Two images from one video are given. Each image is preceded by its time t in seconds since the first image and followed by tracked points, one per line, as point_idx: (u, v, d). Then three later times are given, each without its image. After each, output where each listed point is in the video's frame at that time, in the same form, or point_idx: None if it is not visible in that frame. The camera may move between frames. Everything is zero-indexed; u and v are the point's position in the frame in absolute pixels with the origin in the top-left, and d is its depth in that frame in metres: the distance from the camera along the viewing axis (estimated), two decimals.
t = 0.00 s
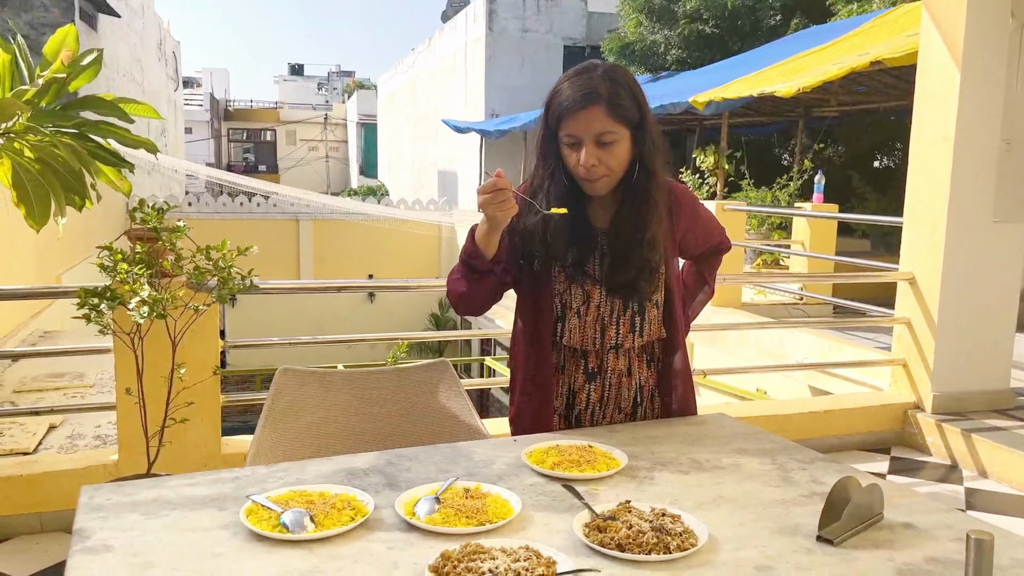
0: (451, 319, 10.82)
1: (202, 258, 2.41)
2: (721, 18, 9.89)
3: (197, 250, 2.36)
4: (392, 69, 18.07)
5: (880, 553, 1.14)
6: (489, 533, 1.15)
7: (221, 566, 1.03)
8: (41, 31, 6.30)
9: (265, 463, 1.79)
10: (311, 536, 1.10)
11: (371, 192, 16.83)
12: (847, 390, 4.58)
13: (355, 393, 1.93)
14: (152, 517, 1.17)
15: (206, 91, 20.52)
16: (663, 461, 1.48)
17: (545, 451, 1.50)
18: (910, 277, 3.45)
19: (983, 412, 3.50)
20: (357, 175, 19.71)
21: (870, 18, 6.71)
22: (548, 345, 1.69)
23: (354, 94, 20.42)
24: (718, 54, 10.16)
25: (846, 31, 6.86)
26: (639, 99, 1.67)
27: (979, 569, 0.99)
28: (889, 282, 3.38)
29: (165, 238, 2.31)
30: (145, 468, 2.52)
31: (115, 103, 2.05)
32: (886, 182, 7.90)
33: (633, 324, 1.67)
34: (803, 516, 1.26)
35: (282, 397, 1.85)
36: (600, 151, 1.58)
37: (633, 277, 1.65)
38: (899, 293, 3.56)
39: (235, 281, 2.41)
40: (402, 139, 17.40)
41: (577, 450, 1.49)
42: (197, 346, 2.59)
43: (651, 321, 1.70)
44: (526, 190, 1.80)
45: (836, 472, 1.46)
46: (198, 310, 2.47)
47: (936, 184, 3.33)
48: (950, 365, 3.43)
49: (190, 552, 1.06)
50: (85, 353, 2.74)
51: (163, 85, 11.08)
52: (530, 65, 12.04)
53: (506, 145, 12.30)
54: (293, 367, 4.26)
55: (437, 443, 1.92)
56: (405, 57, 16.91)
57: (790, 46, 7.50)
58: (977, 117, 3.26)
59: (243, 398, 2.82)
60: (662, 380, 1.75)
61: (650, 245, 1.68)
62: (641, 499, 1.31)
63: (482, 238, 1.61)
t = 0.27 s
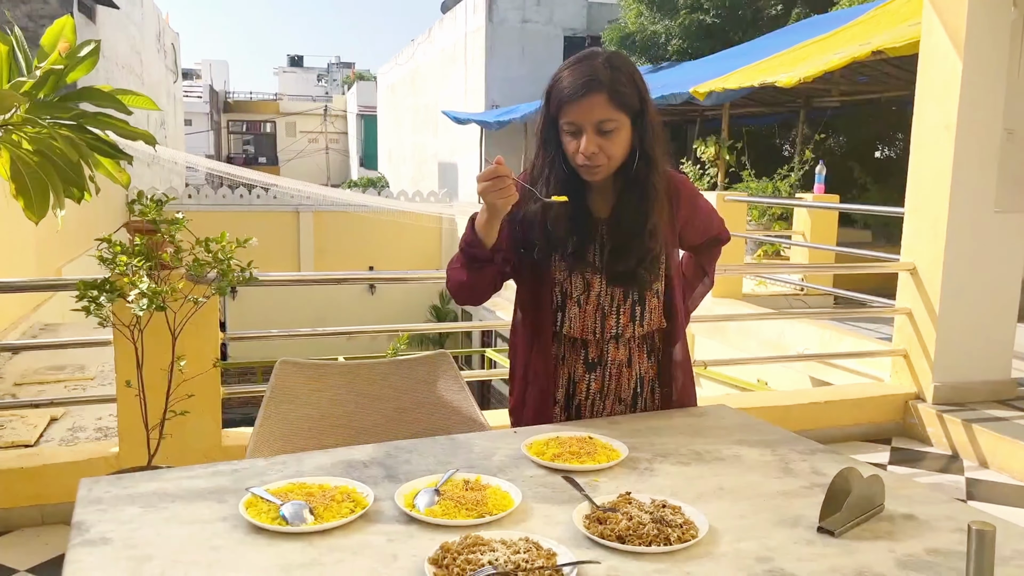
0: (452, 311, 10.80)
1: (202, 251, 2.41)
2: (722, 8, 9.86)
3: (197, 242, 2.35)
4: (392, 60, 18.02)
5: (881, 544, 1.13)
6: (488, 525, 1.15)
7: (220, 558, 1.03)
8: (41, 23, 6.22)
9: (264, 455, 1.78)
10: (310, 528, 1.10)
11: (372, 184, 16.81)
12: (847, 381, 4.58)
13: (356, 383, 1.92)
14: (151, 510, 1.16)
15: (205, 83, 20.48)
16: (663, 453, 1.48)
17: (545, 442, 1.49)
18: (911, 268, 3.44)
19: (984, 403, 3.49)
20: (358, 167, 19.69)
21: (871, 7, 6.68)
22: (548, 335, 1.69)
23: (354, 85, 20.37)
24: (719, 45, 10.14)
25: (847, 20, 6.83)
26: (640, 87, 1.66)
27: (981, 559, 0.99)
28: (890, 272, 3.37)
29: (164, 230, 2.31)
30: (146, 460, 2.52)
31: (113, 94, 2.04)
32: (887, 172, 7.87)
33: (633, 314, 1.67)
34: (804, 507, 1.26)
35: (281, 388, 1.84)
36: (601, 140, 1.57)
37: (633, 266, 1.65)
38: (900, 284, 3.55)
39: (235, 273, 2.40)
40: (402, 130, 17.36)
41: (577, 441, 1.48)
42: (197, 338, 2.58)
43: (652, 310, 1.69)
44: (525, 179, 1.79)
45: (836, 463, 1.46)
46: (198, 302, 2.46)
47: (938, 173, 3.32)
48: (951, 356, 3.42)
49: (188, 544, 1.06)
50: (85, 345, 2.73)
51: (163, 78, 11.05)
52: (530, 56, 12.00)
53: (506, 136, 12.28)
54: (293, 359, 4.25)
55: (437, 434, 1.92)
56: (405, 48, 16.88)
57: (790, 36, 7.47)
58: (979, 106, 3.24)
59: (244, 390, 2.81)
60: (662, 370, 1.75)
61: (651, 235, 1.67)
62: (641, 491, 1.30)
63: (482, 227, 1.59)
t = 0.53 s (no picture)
0: (452, 303, 10.79)
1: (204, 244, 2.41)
2: None
3: (198, 235, 2.35)
4: (392, 52, 17.98)
5: (882, 536, 1.14)
6: (491, 517, 1.16)
7: (226, 550, 1.03)
8: (39, 15, 6.17)
9: (267, 448, 1.78)
10: (315, 520, 1.10)
11: (371, 176, 16.79)
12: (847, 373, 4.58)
13: (358, 376, 1.93)
14: (156, 502, 1.17)
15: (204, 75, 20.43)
16: (665, 445, 1.49)
17: (548, 434, 1.50)
18: (912, 260, 3.45)
19: (984, 395, 3.50)
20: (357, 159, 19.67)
21: None
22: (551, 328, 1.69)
23: (354, 78, 20.34)
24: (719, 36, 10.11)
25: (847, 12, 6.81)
26: (642, 79, 1.66)
27: (982, 550, 1.00)
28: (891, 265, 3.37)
29: (166, 224, 2.30)
30: (148, 453, 2.53)
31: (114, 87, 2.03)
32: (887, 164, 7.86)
33: (636, 306, 1.68)
34: (806, 498, 1.26)
35: (284, 381, 1.84)
36: (603, 132, 1.57)
37: (636, 259, 1.65)
38: (901, 276, 3.55)
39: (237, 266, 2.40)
40: (402, 122, 17.34)
41: (579, 433, 1.49)
42: (198, 331, 2.59)
43: (654, 303, 1.70)
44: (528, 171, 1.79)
45: (838, 454, 1.46)
46: (200, 295, 2.46)
47: (938, 165, 3.32)
48: (951, 348, 3.43)
49: (194, 536, 1.07)
50: (87, 339, 2.74)
51: (162, 70, 11.02)
52: (530, 48, 11.97)
53: (506, 128, 12.26)
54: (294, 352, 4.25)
55: (440, 426, 1.92)
56: (404, 40, 16.84)
57: (790, 27, 7.46)
58: (980, 98, 3.24)
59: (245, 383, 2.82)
60: (665, 361, 1.75)
61: (653, 227, 1.67)
62: (643, 483, 1.31)
63: (485, 220, 1.59)
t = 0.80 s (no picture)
0: (452, 299, 10.80)
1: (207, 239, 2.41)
2: None
3: (202, 230, 2.35)
4: (392, 47, 17.95)
5: (883, 528, 1.15)
6: (495, 509, 1.17)
7: (232, 541, 1.04)
8: (39, 10, 6.15)
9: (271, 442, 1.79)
10: (320, 512, 1.11)
11: (372, 171, 16.77)
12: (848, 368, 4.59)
13: (360, 372, 1.94)
14: (161, 495, 1.18)
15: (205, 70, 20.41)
16: (667, 438, 1.49)
17: (551, 428, 1.51)
18: (913, 255, 3.45)
19: (984, 389, 3.51)
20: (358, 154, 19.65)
21: None
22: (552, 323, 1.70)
23: (354, 73, 20.30)
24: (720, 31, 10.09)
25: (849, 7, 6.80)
26: (642, 74, 1.67)
27: (981, 540, 1.01)
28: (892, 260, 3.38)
29: (169, 218, 2.31)
30: (152, 447, 2.54)
31: (116, 82, 2.04)
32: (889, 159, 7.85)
33: (637, 302, 1.68)
34: (807, 491, 1.27)
35: (287, 376, 1.85)
36: (601, 126, 1.58)
37: (637, 254, 1.65)
38: (902, 271, 3.56)
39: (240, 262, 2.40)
40: (402, 117, 17.31)
41: (582, 427, 1.50)
42: (201, 325, 2.59)
43: (656, 299, 1.71)
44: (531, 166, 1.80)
45: (839, 448, 1.47)
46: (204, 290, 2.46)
47: (940, 161, 3.32)
48: (952, 343, 3.44)
49: (200, 528, 1.08)
50: (90, 334, 2.75)
51: (162, 65, 11.01)
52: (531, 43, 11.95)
53: (507, 123, 12.24)
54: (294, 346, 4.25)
55: (443, 420, 1.93)
56: (405, 35, 16.82)
57: (792, 22, 7.44)
58: (981, 93, 3.24)
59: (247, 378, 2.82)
60: (666, 356, 1.77)
61: (654, 223, 1.68)
62: (645, 476, 1.32)
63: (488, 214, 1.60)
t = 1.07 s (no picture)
0: (453, 297, 10.79)
1: (209, 238, 2.41)
2: None
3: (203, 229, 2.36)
4: (393, 46, 17.94)
5: (881, 524, 1.16)
6: (495, 504, 1.18)
7: (235, 536, 1.05)
8: (40, 8, 6.14)
9: (272, 438, 1.80)
10: (322, 507, 1.12)
11: (372, 169, 16.77)
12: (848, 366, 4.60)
13: (362, 368, 1.95)
14: (164, 490, 1.19)
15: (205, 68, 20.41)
16: (667, 435, 1.50)
17: (551, 425, 1.52)
18: (913, 254, 3.46)
19: (983, 388, 3.51)
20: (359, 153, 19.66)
21: None
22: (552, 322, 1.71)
23: (355, 71, 20.31)
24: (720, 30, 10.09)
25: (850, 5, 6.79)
26: (639, 71, 1.67)
27: (977, 536, 1.02)
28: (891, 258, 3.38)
29: (170, 216, 2.31)
30: (154, 444, 2.55)
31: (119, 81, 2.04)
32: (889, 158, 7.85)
33: (637, 303, 1.69)
34: (805, 487, 1.28)
35: (288, 373, 1.86)
36: (594, 122, 1.59)
37: (636, 255, 1.65)
38: (902, 270, 3.57)
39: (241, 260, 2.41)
40: (403, 115, 17.30)
41: (582, 424, 1.51)
42: (202, 323, 2.60)
43: (656, 299, 1.71)
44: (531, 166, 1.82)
45: (836, 445, 1.48)
46: (205, 289, 2.47)
47: (940, 162, 3.32)
48: (951, 342, 3.45)
49: (203, 523, 1.09)
50: (92, 332, 2.76)
51: (163, 63, 11.01)
52: (532, 41, 11.95)
53: (507, 122, 12.24)
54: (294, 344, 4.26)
55: (444, 418, 1.94)
56: (406, 33, 16.81)
57: (793, 21, 7.44)
58: (980, 93, 3.24)
59: (249, 375, 2.83)
60: (667, 357, 1.78)
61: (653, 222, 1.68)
62: (645, 472, 1.33)
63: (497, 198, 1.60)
